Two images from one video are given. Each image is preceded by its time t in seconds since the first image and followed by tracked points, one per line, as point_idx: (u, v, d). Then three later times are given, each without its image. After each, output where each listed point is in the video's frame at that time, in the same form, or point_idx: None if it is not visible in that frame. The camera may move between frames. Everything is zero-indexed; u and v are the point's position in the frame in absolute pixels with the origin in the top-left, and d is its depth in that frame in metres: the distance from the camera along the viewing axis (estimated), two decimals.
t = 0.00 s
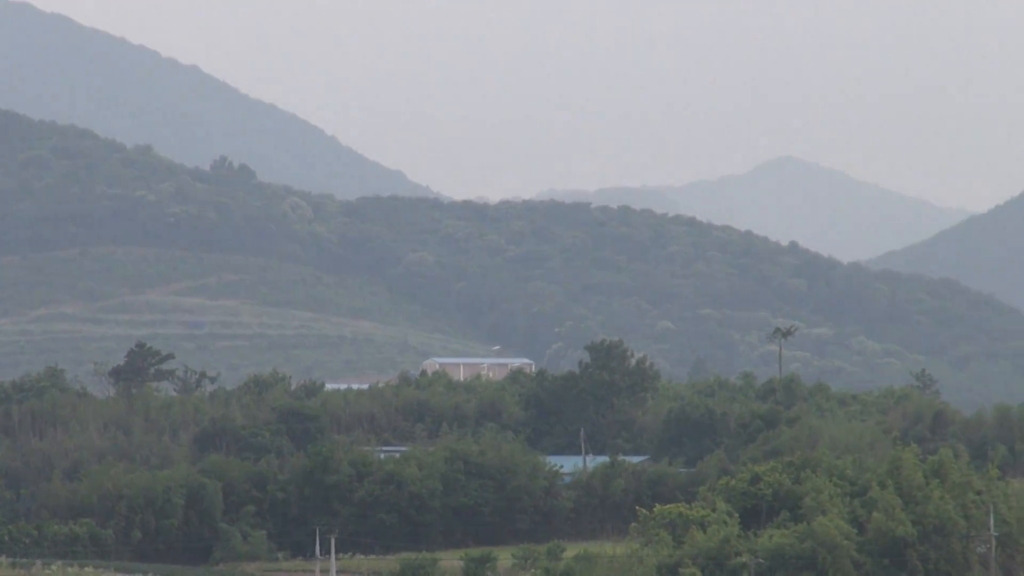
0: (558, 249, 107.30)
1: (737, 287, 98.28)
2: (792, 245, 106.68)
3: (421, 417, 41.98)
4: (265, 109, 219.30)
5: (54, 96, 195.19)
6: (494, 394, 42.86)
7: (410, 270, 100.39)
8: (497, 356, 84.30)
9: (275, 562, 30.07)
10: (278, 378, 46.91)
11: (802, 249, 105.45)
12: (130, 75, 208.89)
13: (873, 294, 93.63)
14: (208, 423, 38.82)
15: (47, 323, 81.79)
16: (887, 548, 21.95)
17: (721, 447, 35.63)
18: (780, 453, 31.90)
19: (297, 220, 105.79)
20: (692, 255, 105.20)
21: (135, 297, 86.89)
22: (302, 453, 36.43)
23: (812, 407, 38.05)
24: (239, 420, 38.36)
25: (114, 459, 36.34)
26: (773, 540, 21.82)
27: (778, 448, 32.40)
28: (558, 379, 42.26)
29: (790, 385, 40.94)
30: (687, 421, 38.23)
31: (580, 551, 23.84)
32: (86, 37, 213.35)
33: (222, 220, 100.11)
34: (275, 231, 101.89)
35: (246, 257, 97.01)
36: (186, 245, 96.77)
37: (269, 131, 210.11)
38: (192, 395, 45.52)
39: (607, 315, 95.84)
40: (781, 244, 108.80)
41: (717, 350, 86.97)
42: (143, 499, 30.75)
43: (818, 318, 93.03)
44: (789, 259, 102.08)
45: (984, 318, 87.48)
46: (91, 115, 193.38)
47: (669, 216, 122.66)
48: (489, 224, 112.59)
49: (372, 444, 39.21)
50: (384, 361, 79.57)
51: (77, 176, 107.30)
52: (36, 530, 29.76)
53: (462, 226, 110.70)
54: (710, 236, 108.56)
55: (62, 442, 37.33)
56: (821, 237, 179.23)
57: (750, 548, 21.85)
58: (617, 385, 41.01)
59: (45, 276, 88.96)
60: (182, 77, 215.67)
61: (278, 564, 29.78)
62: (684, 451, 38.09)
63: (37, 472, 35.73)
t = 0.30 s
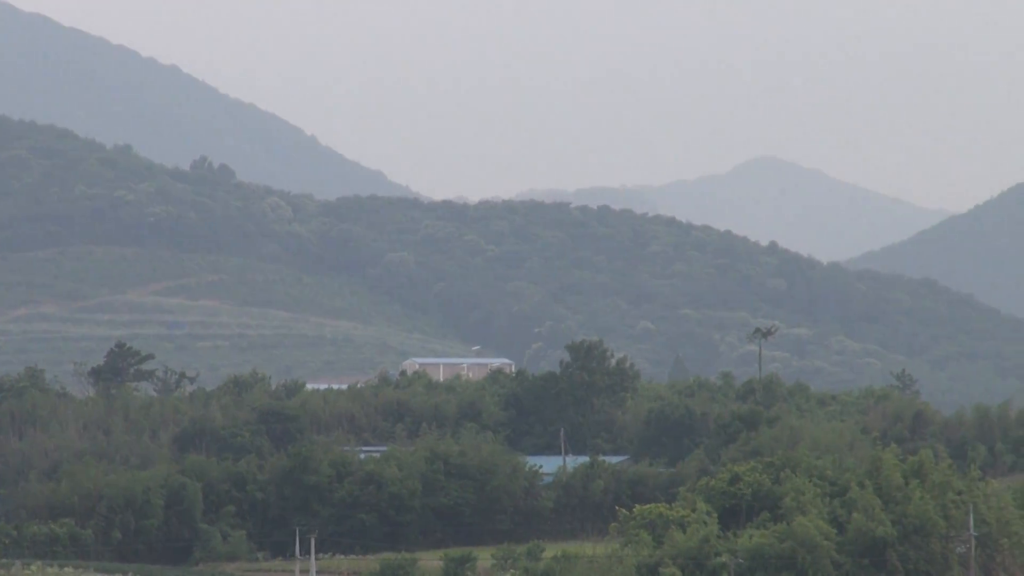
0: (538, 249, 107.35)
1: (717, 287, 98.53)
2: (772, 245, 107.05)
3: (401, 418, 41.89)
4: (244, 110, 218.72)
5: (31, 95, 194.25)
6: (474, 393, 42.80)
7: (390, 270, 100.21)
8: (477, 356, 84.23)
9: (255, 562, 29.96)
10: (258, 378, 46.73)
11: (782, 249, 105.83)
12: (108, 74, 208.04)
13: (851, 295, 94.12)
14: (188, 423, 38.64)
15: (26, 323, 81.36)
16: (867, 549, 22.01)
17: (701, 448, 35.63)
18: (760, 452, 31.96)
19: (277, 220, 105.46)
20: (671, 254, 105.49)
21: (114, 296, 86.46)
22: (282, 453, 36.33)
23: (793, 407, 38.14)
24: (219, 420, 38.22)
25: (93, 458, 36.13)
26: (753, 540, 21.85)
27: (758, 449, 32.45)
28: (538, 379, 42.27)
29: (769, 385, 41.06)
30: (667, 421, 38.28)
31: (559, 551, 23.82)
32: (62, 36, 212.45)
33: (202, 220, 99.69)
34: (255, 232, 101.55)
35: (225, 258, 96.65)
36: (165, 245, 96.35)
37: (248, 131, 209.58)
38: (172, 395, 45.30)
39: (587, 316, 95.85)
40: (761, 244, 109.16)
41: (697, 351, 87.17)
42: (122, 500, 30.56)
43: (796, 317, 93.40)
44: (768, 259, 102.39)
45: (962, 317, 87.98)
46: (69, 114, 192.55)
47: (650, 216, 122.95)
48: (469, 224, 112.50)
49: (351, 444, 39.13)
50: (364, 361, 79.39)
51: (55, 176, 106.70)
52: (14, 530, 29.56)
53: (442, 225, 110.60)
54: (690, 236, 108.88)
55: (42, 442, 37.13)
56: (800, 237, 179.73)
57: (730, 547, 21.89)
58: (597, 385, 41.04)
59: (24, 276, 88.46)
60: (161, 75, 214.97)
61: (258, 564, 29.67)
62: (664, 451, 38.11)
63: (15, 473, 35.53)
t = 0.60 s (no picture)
0: (520, 249, 107.40)
1: (698, 288, 98.71)
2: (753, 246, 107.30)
3: (383, 418, 41.78)
4: (226, 109, 217.79)
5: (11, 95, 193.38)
6: (455, 393, 42.73)
7: (371, 270, 100.01)
8: (458, 356, 84.15)
9: (237, 563, 29.86)
10: (239, 379, 46.53)
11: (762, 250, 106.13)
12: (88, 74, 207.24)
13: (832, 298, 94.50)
14: (169, 423, 38.47)
15: (6, 323, 80.85)
16: (849, 549, 22.04)
17: (682, 448, 35.65)
18: (741, 452, 31.99)
19: (259, 221, 105.11)
20: (652, 255, 105.72)
21: (95, 296, 86.03)
22: (263, 453, 36.20)
23: (773, 408, 38.24)
24: (200, 420, 38.07)
25: (74, 459, 35.93)
26: (735, 540, 21.85)
27: (739, 449, 32.49)
28: (519, 380, 42.25)
29: (751, 386, 41.17)
30: (648, 422, 38.33)
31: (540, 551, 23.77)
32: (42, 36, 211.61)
33: (183, 220, 99.23)
34: (236, 233, 101.19)
35: (207, 258, 96.28)
36: (146, 246, 95.91)
37: (229, 130, 208.52)
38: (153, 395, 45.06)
39: (569, 316, 95.82)
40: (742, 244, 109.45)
41: (679, 352, 87.30)
42: (104, 500, 30.33)
43: (777, 318, 93.70)
44: (749, 259, 102.71)
45: (942, 317, 88.44)
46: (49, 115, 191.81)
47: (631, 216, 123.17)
48: (450, 225, 112.38)
49: (332, 445, 39.03)
50: (346, 361, 79.20)
51: (36, 177, 106.09)
52: None
53: (423, 225, 110.47)
54: (671, 236, 109.12)
55: (23, 443, 36.91)
56: (781, 237, 180.29)
57: (712, 548, 21.91)
58: (578, 386, 41.05)
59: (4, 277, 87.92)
60: (142, 75, 213.94)
61: (240, 564, 29.54)
62: (646, 451, 38.11)
63: None
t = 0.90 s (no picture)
0: (500, 248, 107.50)
1: (678, 287, 98.88)
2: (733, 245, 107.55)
3: (363, 417, 41.67)
4: (205, 108, 216.91)
5: None
6: (436, 393, 42.65)
7: (351, 269, 99.76)
8: (437, 356, 84.09)
9: (217, 562, 29.74)
10: (219, 378, 46.36)
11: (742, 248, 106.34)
12: (68, 74, 206.32)
13: (812, 297, 94.81)
14: (149, 423, 38.29)
15: None
16: (828, 549, 22.11)
17: (663, 447, 35.65)
18: (721, 452, 32.02)
19: (239, 220, 104.76)
20: (633, 253, 105.98)
21: (74, 296, 85.58)
22: (242, 453, 36.09)
23: (753, 407, 38.37)
24: (180, 419, 37.93)
25: (53, 458, 35.72)
26: (714, 540, 21.88)
27: (719, 448, 32.52)
28: (499, 379, 42.24)
29: (731, 385, 41.27)
30: (628, 421, 38.36)
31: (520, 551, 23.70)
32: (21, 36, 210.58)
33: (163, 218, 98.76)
34: (216, 232, 100.85)
35: (186, 257, 95.91)
36: (125, 245, 95.44)
37: (208, 130, 207.65)
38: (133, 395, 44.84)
39: (549, 315, 95.83)
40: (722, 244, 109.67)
41: (659, 351, 87.47)
42: (83, 499, 30.13)
43: (756, 317, 94.00)
44: (729, 257, 102.95)
45: (921, 317, 88.89)
46: (28, 116, 190.93)
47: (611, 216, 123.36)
48: (430, 224, 112.31)
49: (312, 444, 38.90)
50: (326, 360, 79.02)
51: (15, 176, 105.42)
52: None
53: (403, 224, 110.31)
54: (652, 235, 109.38)
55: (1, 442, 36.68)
56: (761, 237, 180.78)
57: (691, 548, 21.94)
58: (557, 385, 41.13)
59: None
60: (121, 73, 212.86)
61: (220, 563, 29.43)
62: (626, 451, 38.14)
63: None
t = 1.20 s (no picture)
0: (482, 248, 107.51)
1: (660, 287, 98.99)
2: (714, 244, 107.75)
3: (345, 417, 41.57)
4: (186, 107, 216.28)
5: None
6: (417, 392, 42.58)
7: (333, 269, 99.50)
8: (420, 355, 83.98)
9: (199, 562, 29.58)
10: (201, 378, 46.16)
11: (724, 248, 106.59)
12: (49, 74, 205.40)
13: (793, 297, 95.13)
14: (130, 423, 38.11)
15: None
16: (810, 548, 22.08)
17: (645, 447, 35.68)
18: (704, 452, 32.02)
19: (220, 219, 104.38)
20: (615, 253, 106.21)
21: (55, 296, 85.09)
22: (223, 453, 35.95)
23: (734, 407, 38.48)
24: (162, 419, 37.78)
25: (34, 457, 35.54)
26: (696, 540, 21.87)
27: (702, 448, 32.52)
28: (481, 379, 42.21)
29: (713, 385, 41.32)
30: (610, 421, 38.38)
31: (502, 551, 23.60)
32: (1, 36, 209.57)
33: (145, 218, 98.31)
34: (198, 232, 100.49)
35: (168, 257, 95.49)
36: (106, 245, 94.94)
37: (189, 129, 207.01)
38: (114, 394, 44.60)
39: (532, 314, 95.79)
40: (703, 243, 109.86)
41: (641, 351, 87.54)
42: (65, 499, 29.95)
43: (738, 317, 94.22)
44: (710, 257, 103.21)
45: (902, 316, 89.31)
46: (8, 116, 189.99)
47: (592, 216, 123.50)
48: (412, 224, 112.20)
49: (295, 444, 38.78)
50: (308, 360, 78.79)
51: None
52: None
53: (385, 224, 110.15)
54: (634, 235, 109.60)
55: None
56: (743, 237, 181.42)
57: (673, 547, 21.91)
58: (539, 385, 41.17)
59: None
60: (102, 73, 212.08)
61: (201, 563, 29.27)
62: (608, 451, 38.17)
63: None
